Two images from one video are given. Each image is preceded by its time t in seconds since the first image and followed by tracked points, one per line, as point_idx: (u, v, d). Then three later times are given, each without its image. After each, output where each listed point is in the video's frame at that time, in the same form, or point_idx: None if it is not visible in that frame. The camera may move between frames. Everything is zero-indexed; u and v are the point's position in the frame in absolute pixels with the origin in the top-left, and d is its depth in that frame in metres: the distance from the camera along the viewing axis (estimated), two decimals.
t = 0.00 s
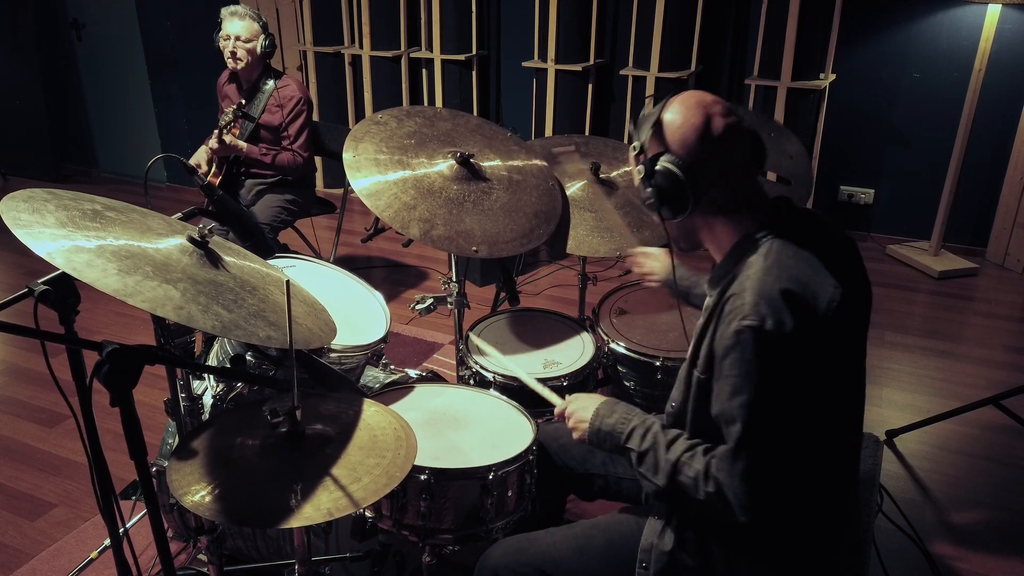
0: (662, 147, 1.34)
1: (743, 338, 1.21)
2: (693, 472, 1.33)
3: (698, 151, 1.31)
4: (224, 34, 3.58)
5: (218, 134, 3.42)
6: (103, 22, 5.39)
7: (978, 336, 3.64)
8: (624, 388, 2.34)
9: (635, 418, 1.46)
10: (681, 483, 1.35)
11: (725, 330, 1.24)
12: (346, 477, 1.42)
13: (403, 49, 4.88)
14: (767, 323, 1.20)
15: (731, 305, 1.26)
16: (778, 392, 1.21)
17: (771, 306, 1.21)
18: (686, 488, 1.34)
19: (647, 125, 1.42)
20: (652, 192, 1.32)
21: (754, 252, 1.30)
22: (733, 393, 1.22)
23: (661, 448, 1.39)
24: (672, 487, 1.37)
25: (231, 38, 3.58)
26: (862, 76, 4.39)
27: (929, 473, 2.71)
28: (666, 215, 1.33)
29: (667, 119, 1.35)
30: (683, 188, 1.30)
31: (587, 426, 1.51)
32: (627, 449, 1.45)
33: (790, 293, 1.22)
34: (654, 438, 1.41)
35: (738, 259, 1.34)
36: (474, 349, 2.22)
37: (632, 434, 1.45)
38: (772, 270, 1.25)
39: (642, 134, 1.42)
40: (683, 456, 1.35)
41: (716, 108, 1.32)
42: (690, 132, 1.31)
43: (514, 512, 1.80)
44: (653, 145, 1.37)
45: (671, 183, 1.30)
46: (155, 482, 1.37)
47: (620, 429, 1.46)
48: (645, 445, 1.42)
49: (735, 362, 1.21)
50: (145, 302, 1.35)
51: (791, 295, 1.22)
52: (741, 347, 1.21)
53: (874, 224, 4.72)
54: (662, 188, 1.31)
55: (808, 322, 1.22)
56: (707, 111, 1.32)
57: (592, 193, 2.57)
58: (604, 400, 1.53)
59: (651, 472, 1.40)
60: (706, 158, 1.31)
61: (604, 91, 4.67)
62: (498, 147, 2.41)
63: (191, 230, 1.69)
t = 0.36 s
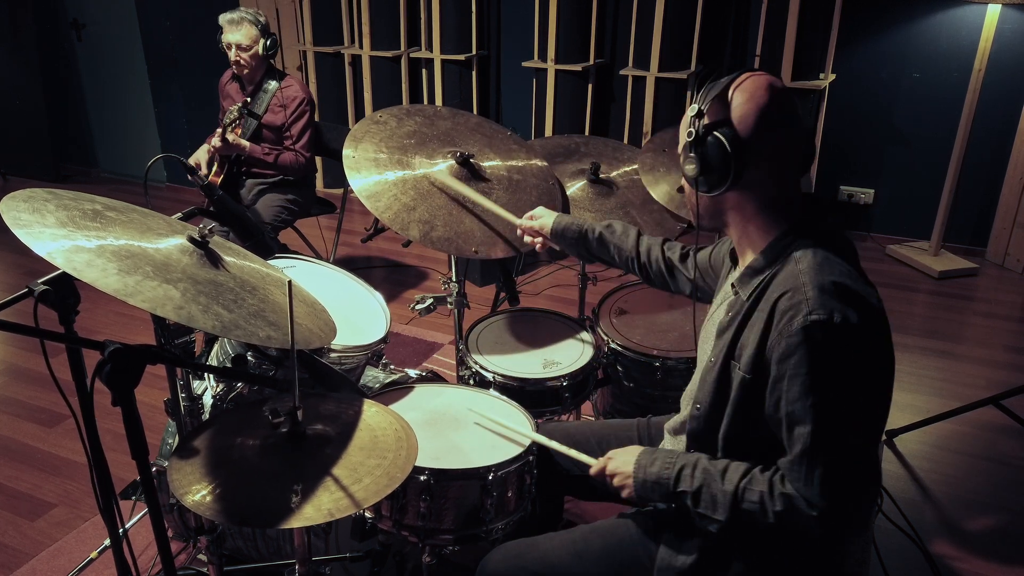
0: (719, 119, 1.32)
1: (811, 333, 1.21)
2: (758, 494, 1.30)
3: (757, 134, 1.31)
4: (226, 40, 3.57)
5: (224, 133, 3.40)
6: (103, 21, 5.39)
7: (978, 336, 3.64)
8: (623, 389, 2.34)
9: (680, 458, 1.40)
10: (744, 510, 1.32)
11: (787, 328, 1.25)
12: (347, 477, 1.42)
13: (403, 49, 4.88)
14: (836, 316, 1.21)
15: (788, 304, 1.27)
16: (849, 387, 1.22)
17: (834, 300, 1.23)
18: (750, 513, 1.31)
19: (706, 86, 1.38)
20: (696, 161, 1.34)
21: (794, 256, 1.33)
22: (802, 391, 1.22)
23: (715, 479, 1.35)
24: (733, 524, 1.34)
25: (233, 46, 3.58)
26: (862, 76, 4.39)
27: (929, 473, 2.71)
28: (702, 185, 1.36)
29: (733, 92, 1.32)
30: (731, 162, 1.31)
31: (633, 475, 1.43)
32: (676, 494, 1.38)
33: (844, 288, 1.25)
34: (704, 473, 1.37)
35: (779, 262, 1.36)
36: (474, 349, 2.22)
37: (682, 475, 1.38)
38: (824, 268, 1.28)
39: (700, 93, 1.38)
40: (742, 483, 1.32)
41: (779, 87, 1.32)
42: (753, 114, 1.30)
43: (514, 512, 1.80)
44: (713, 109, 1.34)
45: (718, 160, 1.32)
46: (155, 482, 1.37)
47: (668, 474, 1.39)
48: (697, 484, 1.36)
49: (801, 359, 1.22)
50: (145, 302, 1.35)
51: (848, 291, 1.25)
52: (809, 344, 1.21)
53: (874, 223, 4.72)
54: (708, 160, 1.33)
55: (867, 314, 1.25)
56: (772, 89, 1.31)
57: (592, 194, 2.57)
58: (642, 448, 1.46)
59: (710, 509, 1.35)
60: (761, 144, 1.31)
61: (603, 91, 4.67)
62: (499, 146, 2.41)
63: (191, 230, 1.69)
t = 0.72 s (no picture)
0: (719, 111, 1.33)
1: (795, 324, 1.21)
2: (755, 482, 1.30)
3: (756, 126, 1.30)
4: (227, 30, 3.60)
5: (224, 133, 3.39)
6: (104, 22, 5.40)
7: (977, 335, 3.64)
8: (623, 389, 2.34)
9: (681, 441, 1.40)
10: (743, 497, 1.32)
11: (771, 319, 1.25)
12: (346, 477, 1.42)
13: (403, 49, 4.88)
14: (820, 307, 1.21)
15: (773, 296, 1.27)
16: (840, 378, 1.21)
17: (817, 291, 1.23)
18: (749, 500, 1.31)
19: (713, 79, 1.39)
20: (695, 151, 1.35)
21: (783, 248, 1.33)
22: (785, 381, 1.22)
23: (716, 463, 1.35)
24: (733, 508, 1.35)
25: (233, 34, 3.60)
26: (862, 76, 4.39)
27: (929, 473, 2.71)
28: (701, 176, 1.37)
29: (736, 84, 1.33)
30: (730, 154, 1.31)
31: (638, 456, 1.44)
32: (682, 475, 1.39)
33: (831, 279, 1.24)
34: (706, 455, 1.37)
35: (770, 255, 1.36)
36: (474, 349, 2.23)
37: (683, 458, 1.39)
38: (810, 261, 1.28)
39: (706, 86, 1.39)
40: (742, 469, 1.32)
41: (781, 83, 1.32)
42: (751, 107, 1.30)
43: (513, 512, 1.80)
44: (713, 101, 1.34)
45: (715, 150, 1.32)
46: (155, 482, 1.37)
47: (670, 457, 1.40)
48: (699, 467, 1.37)
49: (784, 350, 1.22)
50: (145, 302, 1.35)
51: (832, 284, 1.24)
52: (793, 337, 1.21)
53: (874, 223, 4.72)
54: (706, 150, 1.34)
55: (853, 305, 1.24)
56: (773, 84, 1.31)
57: (592, 194, 2.57)
58: (647, 428, 1.47)
59: (709, 493, 1.36)
60: (759, 136, 1.30)
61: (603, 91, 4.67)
62: (499, 147, 2.41)
63: (191, 230, 1.69)
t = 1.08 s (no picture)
0: (699, 124, 1.33)
1: (789, 328, 1.22)
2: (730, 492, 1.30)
3: (738, 133, 1.31)
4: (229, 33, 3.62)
5: (224, 132, 3.39)
6: (104, 22, 5.40)
7: (977, 335, 3.64)
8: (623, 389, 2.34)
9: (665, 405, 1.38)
10: (730, 469, 1.31)
11: (767, 321, 1.25)
12: (347, 477, 1.42)
13: (403, 49, 4.87)
14: (815, 314, 1.22)
15: (770, 299, 1.27)
16: (830, 385, 1.22)
17: (814, 297, 1.23)
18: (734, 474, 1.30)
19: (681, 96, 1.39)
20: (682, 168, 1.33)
21: (779, 251, 1.33)
22: (774, 384, 1.23)
23: (704, 433, 1.34)
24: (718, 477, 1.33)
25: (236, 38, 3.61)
26: (862, 76, 4.39)
27: (929, 473, 2.71)
28: (693, 192, 1.35)
29: (709, 96, 1.33)
30: (718, 166, 1.31)
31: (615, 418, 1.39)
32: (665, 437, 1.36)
33: (829, 287, 1.24)
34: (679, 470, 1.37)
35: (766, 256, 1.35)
36: (474, 349, 2.23)
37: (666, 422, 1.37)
38: (808, 264, 1.27)
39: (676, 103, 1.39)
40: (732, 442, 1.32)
41: (755, 88, 1.33)
42: (732, 114, 1.31)
43: (514, 512, 1.80)
44: (691, 117, 1.34)
45: (705, 162, 1.31)
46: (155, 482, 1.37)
47: (654, 417, 1.38)
48: (684, 433, 1.35)
49: (776, 353, 1.23)
50: (145, 302, 1.35)
51: (832, 288, 1.24)
52: (787, 340, 1.22)
53: (874, 223, 4.72)
54: (695, 164, 1.32)
55: (852, 312, 1.24)
56: (749, 91, 1.32)
57: (592, 193, 2.57)
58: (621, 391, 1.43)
59: (694, 457, 1.34)
60: (745, 143, 1.31)
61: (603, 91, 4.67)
62: (499, 147, 2.41)
63: (191, 230, 1.69)
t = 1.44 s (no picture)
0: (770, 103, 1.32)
1: (818, 327, 1.22)
2: (760, 497, 1.31)
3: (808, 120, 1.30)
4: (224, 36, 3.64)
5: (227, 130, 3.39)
6: (104, 22, 5.40)
7: (977, 335, 3.64)
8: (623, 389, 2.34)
9: (682, 465, 1.40)
10: (748, 515, 1.32)
11: (794, 319, 1.25)
12: (348, 478, 1.42)
13: (403, 49, 4.87)
14: (844, 312, 1.21)
15: (797, 298, 1.27)
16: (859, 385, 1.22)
17: (841, 297, 1.23)
18: (753, 517, 1.32)
19: (754, 70, 1.37)
20: (744, 143, 1.33)
21: (807, 249, 1.33)
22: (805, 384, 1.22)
23: (718, 487, 1.36)
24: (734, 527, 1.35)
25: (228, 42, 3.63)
26: (862, 75, 4.39)
27: (929, 473, 2.71)
28: (746, 167, 1.35)
29: (787, 77, 1.32)
30: (780, 147, 1.31)
31: (637, 483, 1.42)
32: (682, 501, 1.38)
33: (854, 287, 1.25)
34: (706, 480, 1.37)
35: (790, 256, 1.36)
36: (474, 349, 2.23)
37: (685, 483, 1.38)
38: (834, 264, 1.28)
39: (749, 75, 1.37)
40: (744, 489, 1.32)
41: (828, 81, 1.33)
42: (806, 101, 1.30)
43: (514, 512, 1.80)
44: (767, 91, 1.32)
45: (767, 143, 1.31)
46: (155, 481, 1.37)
47: (671, 484, 1.39)
48: (700, 494, 1.37)
49: (806, 352, 1.22)
50: (144, 302, 1.35)
51: (856, 288, 1.25)
52: (816, 339, 1.22)
53: (874, 223, 4.72)
54: (758, 141, 1.32)
55: (876, 311, 1.24)
56: (823, 79, 1.32)
57: (592, 194, 2.57)
58: (645, 454, 1.45)
59: (711, 516, 1.36)
60: (811, 130, 1.31)
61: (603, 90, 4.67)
62: (499, 147, 2.41)
63: (191, 230, 1.69)
